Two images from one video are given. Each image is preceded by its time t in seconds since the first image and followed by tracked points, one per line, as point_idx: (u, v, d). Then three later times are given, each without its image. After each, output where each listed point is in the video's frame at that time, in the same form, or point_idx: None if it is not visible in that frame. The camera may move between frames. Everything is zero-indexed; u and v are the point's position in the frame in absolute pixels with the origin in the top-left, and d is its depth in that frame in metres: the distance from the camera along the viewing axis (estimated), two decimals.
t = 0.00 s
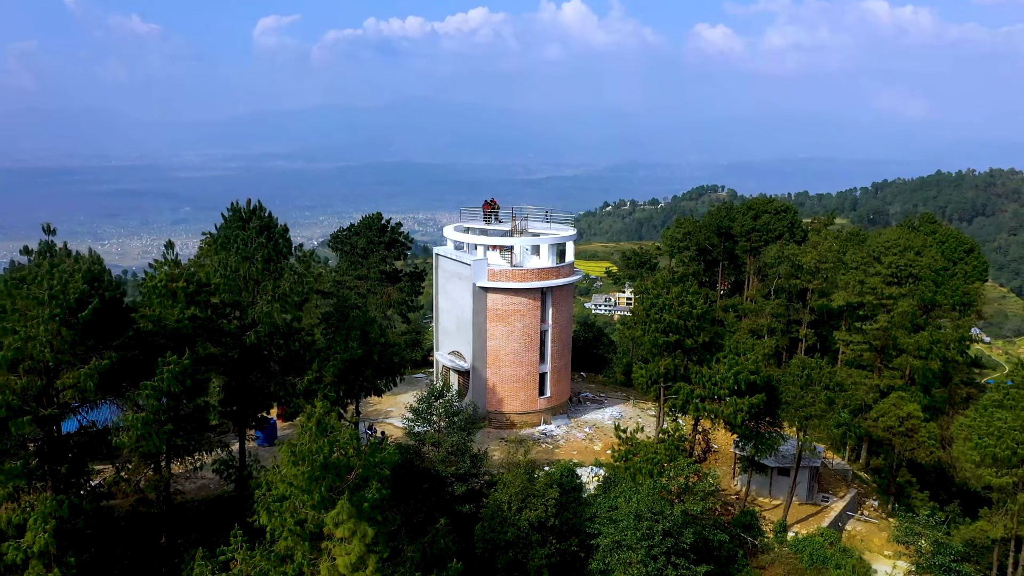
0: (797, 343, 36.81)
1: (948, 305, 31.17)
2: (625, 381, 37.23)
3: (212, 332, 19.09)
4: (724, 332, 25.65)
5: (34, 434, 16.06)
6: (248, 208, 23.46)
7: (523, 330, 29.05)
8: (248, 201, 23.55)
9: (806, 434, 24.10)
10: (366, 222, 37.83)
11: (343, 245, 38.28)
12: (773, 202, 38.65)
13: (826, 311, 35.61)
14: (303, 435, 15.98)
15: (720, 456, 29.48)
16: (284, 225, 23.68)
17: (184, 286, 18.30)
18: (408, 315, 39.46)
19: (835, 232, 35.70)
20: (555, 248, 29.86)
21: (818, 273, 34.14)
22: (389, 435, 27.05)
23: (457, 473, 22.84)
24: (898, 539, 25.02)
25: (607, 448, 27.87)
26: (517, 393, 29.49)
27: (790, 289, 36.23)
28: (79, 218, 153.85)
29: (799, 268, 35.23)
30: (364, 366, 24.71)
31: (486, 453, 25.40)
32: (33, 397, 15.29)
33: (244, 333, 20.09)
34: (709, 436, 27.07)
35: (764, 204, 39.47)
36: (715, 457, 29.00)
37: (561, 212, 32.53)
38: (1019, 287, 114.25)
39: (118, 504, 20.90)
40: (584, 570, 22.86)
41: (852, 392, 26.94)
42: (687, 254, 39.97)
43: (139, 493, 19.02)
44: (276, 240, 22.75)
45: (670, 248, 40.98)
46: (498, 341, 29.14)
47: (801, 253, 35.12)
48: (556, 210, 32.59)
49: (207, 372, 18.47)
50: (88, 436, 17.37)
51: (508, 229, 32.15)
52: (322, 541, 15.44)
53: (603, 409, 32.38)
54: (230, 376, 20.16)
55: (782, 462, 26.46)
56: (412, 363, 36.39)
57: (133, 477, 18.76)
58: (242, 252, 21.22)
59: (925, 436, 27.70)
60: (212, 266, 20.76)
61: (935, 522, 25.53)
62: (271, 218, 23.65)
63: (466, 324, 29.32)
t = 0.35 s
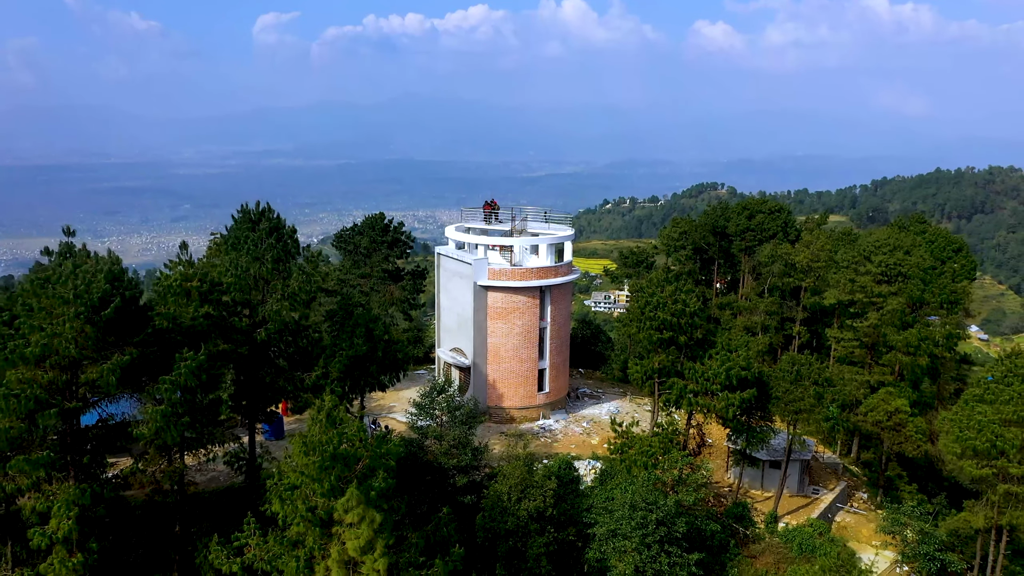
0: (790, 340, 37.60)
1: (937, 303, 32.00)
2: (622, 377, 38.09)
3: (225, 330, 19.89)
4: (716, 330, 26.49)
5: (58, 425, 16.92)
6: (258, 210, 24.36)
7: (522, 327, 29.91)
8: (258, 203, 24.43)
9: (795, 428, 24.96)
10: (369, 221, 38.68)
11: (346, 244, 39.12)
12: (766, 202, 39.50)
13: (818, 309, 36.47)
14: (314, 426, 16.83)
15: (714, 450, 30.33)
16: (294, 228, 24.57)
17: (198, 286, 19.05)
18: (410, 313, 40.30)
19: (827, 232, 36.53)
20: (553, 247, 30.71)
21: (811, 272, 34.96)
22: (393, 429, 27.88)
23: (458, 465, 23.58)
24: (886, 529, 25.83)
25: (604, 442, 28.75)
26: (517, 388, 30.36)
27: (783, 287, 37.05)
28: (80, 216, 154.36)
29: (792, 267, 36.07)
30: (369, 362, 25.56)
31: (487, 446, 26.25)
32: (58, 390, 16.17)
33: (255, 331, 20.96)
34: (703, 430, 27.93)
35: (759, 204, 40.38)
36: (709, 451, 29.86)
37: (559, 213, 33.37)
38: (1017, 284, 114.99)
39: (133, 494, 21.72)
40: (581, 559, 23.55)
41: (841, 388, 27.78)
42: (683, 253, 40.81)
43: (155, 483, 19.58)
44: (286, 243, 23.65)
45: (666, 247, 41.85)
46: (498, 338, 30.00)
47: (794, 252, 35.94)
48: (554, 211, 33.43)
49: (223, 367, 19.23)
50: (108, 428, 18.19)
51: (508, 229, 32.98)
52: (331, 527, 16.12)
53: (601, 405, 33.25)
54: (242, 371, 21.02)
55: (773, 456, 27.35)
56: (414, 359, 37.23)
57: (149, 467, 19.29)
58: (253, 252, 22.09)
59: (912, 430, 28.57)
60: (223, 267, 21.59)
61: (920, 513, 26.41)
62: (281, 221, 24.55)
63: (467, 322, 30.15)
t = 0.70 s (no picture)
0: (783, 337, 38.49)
1: (926, 301, 32.79)
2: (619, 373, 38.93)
3: (236, 327, 20.61)
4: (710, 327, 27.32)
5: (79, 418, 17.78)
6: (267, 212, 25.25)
7: (522, 325, 30.74)
8: (266, 204, 25.28)
9: (785, 422, 25.82)
10: (372, 221, 39.53)
11: (349, 244, 39.98)
12: (760, 202, 40.36)
13: (810, 307, 37.33)
14: (323, 419, 17.67)
15: (709, 444, 31.21)
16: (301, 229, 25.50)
17: (210, 285, 19.78)
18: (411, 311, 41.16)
19: (820, 232, 37.37)
20: (552, 247, 31.53)
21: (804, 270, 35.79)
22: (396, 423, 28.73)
23: (460, 458, 24.42)
24: (873, 520, 26.65)
25: (601, 436, 29.61)
26: (516, 384, 31.20)
27: (777, 286, 37.89)
28: (82, 214, 155.17)
29: (786, 266, 36.92)
30: (373, 359, 26.41)
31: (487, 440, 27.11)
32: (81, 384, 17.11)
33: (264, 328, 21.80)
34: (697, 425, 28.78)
35: (753, 204, 41.23)
36: (703, 445, 30.73)
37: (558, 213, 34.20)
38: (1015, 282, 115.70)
39: (147, 485, 22.59)
40: (578, 548, 24.51)
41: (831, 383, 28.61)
42: (680, 252, 41.65)
43: (169, 474, 20.41)
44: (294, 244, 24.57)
45: (663, 247, 42.70)
46: (498, 335, 30.83)
47: (787, 251, 36.78)
48: (553, 211, 34.25)
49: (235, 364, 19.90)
50: (126, 421, 19.08)
51: (507, 229, 33.80)
52: (340, 515, 16.95)
53: (598, 400, 34.10)
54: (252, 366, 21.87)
55: (765, 449, 28.21)
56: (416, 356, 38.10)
57: (163, 459, 20.12)
58: (263, 252, 22.95)
59: (900, 424, 29.44)
60: (234, 267, 22.46)
61: (907, 504, 27.28)
62: (289, 222, 25.44)
63: (468, 319, 30.98)
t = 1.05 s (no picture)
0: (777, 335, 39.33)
1: (914, 299, 33.40)
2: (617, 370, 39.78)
3: (247, 326, 21.45)
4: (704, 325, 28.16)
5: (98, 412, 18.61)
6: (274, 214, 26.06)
7: (521, 323, 31.58)
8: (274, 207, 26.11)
9: (776, 417, 26.67)
10: (375, 222, 40.36)
11: (352, 244, 40.80)
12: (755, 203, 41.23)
13: (803, 305, 38.16)
14: (331, 413, 18.49)
15: (703, 439, 32.08)
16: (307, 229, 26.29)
17: (223, 285, 20.65)
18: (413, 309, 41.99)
19: (812, 232, 38.22)
20: (551, 247, 32.35)
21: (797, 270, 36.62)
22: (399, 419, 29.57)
23: (461, 451, 25.28)
24: (862, 512, 27.52)
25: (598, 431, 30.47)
26: (516, 380, 32.04)
27: (771, 284, 38.70)
28: (85, 212, 155.90)
29: (779, 266, 37.75)
30: (377, 356, 27.24)
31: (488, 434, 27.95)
32: (101, 379, 17.95)
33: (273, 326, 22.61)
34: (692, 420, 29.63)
35: (749, 205, 42.09)
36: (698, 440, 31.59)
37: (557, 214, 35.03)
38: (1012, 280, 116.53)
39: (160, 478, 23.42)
40: (576, 540, 25.26)
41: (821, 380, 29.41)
42: (676, 252, 42.50)
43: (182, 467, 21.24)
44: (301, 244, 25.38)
45: (660, 247, 43.55)
46: (498, 333, 31.67)
47: (780, 250, 37.63)
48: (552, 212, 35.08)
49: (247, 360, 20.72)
50: (141, 415, 19.90)
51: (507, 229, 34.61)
52: (348, 504, 17.76)
53: (596, 397, 34.94)
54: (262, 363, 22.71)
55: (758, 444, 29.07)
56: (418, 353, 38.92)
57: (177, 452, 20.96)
58: (272, 253, 23.78)
59: (889, 420, 30.31)
60: (244, 267, 23.29)
61: (895, 497, 28.14)
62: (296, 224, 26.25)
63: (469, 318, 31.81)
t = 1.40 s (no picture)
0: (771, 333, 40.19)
1: (905, 299, 34.41)
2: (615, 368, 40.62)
3: (257, 324, 22.26)
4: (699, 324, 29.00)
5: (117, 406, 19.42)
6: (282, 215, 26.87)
7: (521, 321, 32.42)
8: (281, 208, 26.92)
9: (767, 412, 27.54)
10: (378, 222, 41.16)
11: (355, 244, 41.58)
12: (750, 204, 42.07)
13: (797, 304, 38.99)
14: (338, 408, 19.34)
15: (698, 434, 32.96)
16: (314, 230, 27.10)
17: (233, 284, 21.46)
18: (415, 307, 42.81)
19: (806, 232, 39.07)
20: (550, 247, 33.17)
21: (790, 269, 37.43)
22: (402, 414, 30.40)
23: (463, 446, 26.10)
24: (851, 504, 28.38)
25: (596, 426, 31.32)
26: (515, 377, 32.87)
27: (766, 283, 39.50)
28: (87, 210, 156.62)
29: (773, 265, 38.59)
30: (380, 353, 28.05)
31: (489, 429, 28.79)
32: (119, 375, 18.79)
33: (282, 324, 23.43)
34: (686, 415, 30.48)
35: (744, 205, 42.92)
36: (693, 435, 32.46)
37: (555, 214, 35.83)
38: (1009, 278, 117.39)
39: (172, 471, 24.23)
40: (573, 531, 26.09)
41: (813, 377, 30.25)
42: (673, 251, 43.33)
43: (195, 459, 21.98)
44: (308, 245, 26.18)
45: (657, 246, 44.38)
46: (498, 331, 32.50)
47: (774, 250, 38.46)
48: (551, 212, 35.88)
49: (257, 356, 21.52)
50: (156, 410, 20.71)
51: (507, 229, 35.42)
52: (355, 494, 18.59)
53: (594, 393, 35.77)
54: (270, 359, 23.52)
55: (750, 438, 29.92)
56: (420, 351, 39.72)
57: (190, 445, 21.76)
58: (280, 253, 24.59)
59: (879, 415, 31.19)
60: (253, 267, 24.09)
61: (883, 490, 29.02)
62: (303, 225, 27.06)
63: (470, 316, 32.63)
